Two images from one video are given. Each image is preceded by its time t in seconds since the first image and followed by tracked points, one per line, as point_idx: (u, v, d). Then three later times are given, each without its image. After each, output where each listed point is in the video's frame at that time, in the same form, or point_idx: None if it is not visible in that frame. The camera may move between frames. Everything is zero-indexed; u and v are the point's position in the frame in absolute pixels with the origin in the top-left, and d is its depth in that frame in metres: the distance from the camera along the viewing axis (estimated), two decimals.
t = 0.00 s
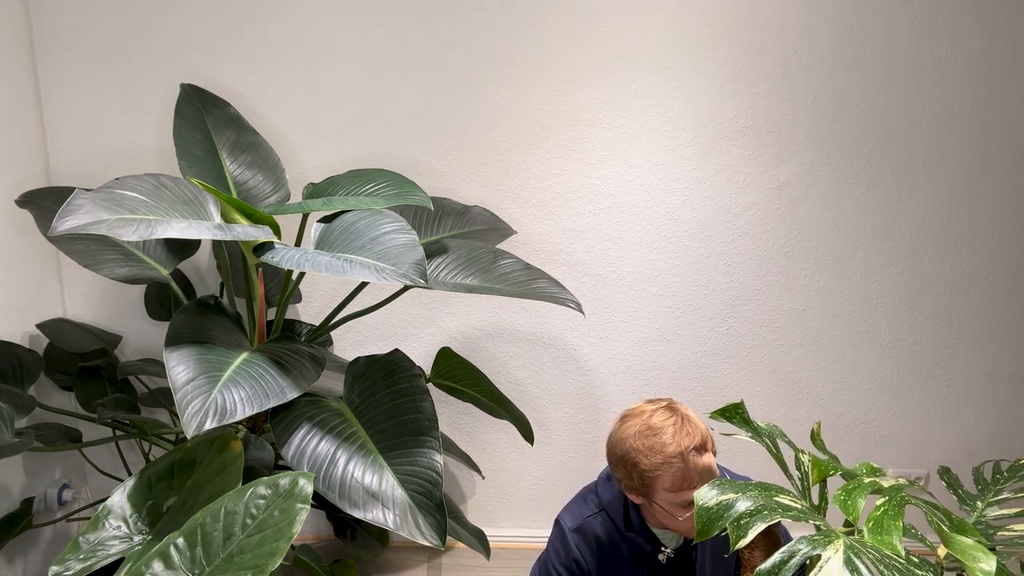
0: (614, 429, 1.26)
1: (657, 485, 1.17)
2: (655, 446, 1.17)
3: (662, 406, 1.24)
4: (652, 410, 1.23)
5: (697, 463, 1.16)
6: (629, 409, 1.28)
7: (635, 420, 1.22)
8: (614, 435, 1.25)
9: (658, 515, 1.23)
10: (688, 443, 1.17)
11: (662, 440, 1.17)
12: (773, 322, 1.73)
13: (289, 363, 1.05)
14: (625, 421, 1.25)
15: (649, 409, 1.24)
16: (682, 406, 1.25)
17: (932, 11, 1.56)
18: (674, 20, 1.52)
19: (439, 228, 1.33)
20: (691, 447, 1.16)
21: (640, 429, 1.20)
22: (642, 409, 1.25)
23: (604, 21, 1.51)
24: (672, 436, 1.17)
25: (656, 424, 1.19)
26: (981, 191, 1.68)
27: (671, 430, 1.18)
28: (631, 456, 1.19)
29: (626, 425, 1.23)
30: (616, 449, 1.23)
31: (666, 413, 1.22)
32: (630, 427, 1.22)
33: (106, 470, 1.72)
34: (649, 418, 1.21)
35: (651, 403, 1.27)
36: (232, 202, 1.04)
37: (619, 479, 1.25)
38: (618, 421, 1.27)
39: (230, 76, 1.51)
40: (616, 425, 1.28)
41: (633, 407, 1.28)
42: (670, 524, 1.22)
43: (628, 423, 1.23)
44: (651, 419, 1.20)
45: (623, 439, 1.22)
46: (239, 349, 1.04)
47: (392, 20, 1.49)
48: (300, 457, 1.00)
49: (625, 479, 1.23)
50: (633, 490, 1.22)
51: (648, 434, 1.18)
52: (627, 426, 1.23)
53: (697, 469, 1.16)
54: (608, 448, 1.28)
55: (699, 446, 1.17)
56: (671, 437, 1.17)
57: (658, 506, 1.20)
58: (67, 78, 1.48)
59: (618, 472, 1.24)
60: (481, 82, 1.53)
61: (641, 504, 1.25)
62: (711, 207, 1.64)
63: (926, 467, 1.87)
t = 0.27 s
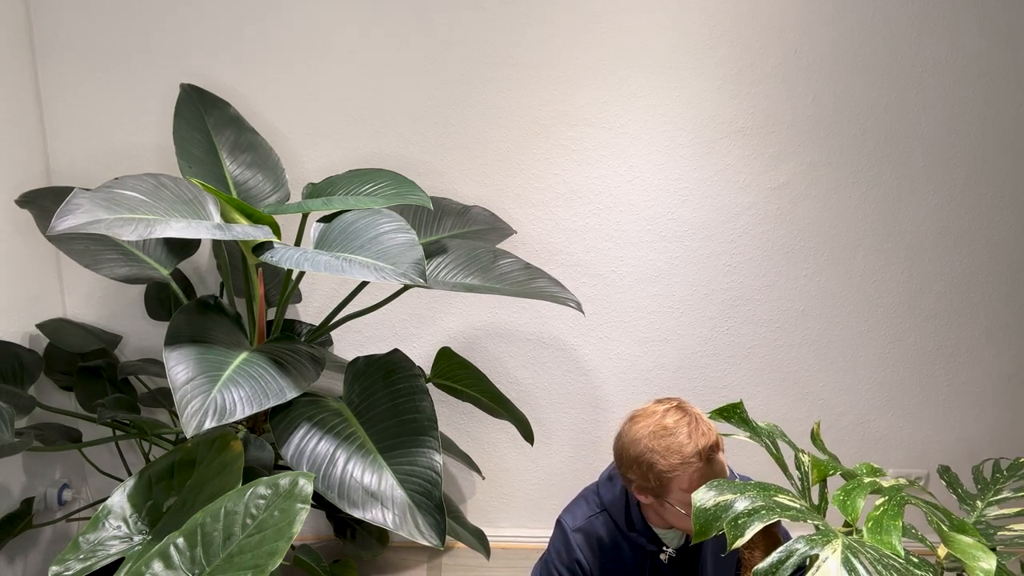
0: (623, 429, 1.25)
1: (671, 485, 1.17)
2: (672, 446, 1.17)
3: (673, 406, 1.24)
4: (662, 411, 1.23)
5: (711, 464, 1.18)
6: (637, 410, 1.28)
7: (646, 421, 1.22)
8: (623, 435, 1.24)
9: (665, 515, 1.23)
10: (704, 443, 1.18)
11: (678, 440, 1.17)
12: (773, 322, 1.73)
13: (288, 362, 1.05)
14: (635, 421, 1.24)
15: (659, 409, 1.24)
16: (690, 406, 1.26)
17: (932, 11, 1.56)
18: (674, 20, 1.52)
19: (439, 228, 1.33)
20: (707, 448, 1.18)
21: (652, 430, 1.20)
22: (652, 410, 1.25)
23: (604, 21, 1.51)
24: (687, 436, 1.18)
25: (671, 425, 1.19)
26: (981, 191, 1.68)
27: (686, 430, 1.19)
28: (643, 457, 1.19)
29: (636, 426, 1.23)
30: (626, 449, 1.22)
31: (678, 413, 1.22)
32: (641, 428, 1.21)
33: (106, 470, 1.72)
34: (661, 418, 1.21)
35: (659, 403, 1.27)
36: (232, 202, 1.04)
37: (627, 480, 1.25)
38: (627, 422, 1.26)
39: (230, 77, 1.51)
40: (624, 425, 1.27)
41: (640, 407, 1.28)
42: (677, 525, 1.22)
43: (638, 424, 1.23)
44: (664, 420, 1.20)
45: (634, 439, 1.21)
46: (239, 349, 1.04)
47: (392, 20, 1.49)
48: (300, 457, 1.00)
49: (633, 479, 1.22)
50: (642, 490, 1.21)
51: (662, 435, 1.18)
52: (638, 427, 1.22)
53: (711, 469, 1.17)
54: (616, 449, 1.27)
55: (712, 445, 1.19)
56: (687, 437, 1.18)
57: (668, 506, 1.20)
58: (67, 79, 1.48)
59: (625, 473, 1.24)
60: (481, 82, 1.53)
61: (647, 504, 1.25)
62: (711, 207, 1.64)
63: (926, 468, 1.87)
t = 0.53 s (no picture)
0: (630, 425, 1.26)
1: (677, 483, 1.17)
2: (679, 444, 1.17)
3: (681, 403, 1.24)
4: (670, 408, 1.23)
5: (721, 462, 1.17)
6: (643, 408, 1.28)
7: (652, 418, 1.22)
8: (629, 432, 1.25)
9: (671, 511, 1.24)
10: (714, 441, 1.17)
11: (684, 438, 1.17)
12: (773, 322, 1.73)
13: (289, 362, 1.04)
14: (641, 418, 1.24)
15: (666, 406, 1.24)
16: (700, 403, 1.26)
17: (931, 11, 1.56)
18: (675, 20, 1.52)
19: (439, 228, 1.33)
20: (717, 445, 1.17)
21: (659, 427, 1.20)
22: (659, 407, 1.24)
23: (605, 21, 1.51)
24: (695, 433, 1.17)
25: (677, 422, 1.19)
26: (981, 191, 1.68)
27: (694, 427, 1.18)
28: (648, 455, 1.19)
29: (642, 423, 1.23)
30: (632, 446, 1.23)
31: (686, 410, 1.22)
32: (646, 425, 1.22)
33: (106, 470, 1.72)
34: (668, 416, 1.21)
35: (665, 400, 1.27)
36: (232, 202, 1.04)
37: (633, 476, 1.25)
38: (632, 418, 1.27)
39: (230, 77, 1.51)
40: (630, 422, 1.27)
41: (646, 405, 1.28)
42: (684, 521, 1.23)
43: (644, 421, 1.23)
44: (672, 417, 1.20)
45: (640, 436, 1.21)
46: (239, 349, 1.04)
47: (392, 20, 1.49)
48: (300, 457, 1.00)
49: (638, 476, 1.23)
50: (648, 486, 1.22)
51: (668, 433, 1.18)
52: (643, 424, 1.23)
53: (719, 467, 1.17)
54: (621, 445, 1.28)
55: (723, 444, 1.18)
56: (695, 434, 1.17)
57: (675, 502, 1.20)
58: (67, 79, 1.48)
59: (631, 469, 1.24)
60: (481, 82, 1.53)
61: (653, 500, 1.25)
62: (711, 207, 1.64)
63: (926, 467, 1.87)
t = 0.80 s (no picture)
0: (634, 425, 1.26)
1: (681, 483, 1.17)
2: (683, 444, 1.17)
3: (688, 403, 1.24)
4: (676, 408, 1.22)
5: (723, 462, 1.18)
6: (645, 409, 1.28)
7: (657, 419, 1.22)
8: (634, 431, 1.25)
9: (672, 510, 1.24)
10: (719, 441, 1.17)
11: (689, 438, 1.17)
12: (773, 322, 1.73)
13: (289, 362, 1.04)
14: (647, 418, 1.24)
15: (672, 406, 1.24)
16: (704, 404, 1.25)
17: (932, 11, 1.56)
18: (675, 20, 1.52)
19: (439, 228, 1.33)
20: (722, 446, 1.17)
21: (664, 427, 1.20)
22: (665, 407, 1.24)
23: (605, 21, 1.51)
24: (701, 434, 1.17)
25: (683, 423, 1.19)
26: (981, 191, 1.68)
27: (700, 428, 1.18)
28: (653, 455, 1.19)
29: (648, 423, 1.23)
30: (637, 446, 1.22)
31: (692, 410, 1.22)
32: (652, 426, 1.21)
33: (106, 470, 1.72)
34: (672, 416, 1.21)
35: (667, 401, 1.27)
36: (232, 202, 1.04)
37: (637, 476, 1.25)
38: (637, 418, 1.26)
39: (230, 77, 1.51)
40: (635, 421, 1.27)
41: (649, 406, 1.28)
42: (685, 521, 1.24)
43: (650, 420, 1.23)
44: (677, 418, 1.20)
45: (645, 436, 1.21)
46: (239, 349, 1.04)
47: (392, 20, 1.49)
48: (300, 457, 1.00)
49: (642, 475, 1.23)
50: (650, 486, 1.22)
51: (673, 433, 1.18)
52: (649, 424, 1.22)
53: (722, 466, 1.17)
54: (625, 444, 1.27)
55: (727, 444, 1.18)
56: (701, 434, 1.17)
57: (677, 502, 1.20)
58: (67, 79, 1.48)
59: (634, 468, 1.24)
60: (481, 82, 1.53)
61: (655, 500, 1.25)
62: (711, 207, 1.64)
63: (926, 467, 1.87)
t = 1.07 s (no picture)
0: (640, 406, 1.27)
1: (703, 454, 1.19)
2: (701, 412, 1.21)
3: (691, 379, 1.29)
4: (682, 383, 1.27)
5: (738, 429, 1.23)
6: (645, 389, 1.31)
7: (667, 394, 1.25)
8: (642, 412, 1.26)
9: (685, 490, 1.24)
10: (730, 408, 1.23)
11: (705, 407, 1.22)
12: (773, 323, 1.73)
13: (289, 363, 1.05)
14: (653, 396, 1.26)
15: (676, 383, 1.28)
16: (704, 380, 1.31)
17: (932, 10, 1.56)
18: (674, 20, 1.52)
19: (439, 228, 1.33)
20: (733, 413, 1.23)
21: (675, 402, 1.23)
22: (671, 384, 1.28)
23: (605, 21, 1.51)
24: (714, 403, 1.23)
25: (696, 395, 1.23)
26: (981, 191, 1.68)
27: (713, 398, 1.24)
28: (668, 431, 1.20)
29: (656, 401, 1.25)
30: (648, 425, 1.23)
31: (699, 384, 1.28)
32: (662, 402, 1.24)
33: (106, 470, 1.72)
34: (681, 390, 1.25)
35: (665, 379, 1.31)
36: (232, 202, 1.04)
37: (649, 462, 1.24)
38: (643, 399, 1.28)
39: (230, 77, 1.51)
40: (640, 402, 1.28)
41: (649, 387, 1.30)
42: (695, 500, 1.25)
43: (658, 398, 1.25)
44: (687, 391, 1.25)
45: (655, 414, 1.23)
46: (239, 349, 1.04)
47: (392, 20, 1.49)
48: (300, 457, 1.00)
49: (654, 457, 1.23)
50: (666, 466, 1.22)
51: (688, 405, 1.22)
52: (657, 402, 1.25)
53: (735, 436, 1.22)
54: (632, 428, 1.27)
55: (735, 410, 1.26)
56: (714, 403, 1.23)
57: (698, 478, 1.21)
58: (67, 79, 1.48)
59: (644, 452, 1.24)
60: (481, 82, 1.53)
61: (665, 483, 1.25)
62: (711, 207, 1.64)
63: (926, 467, 1.87)
